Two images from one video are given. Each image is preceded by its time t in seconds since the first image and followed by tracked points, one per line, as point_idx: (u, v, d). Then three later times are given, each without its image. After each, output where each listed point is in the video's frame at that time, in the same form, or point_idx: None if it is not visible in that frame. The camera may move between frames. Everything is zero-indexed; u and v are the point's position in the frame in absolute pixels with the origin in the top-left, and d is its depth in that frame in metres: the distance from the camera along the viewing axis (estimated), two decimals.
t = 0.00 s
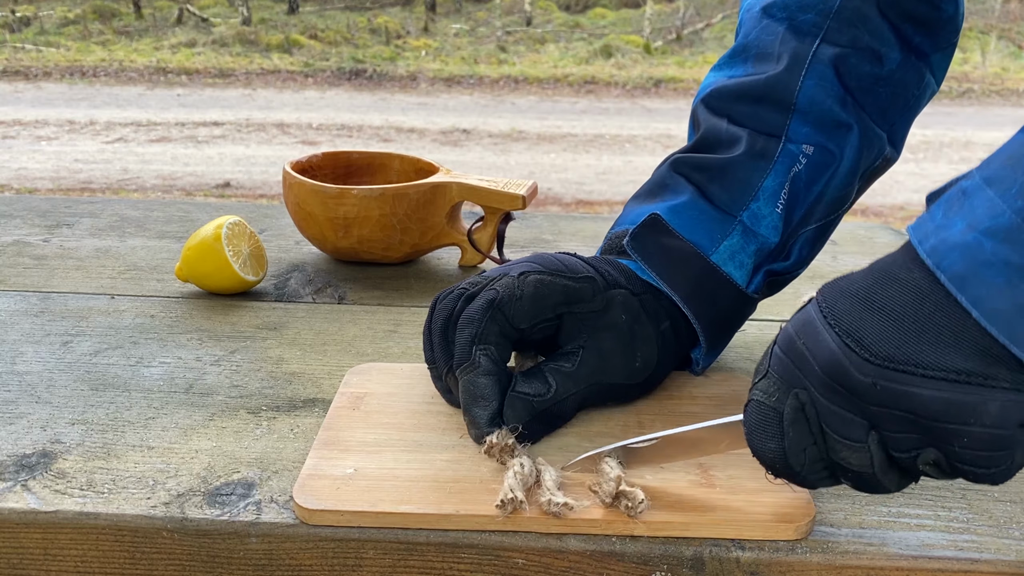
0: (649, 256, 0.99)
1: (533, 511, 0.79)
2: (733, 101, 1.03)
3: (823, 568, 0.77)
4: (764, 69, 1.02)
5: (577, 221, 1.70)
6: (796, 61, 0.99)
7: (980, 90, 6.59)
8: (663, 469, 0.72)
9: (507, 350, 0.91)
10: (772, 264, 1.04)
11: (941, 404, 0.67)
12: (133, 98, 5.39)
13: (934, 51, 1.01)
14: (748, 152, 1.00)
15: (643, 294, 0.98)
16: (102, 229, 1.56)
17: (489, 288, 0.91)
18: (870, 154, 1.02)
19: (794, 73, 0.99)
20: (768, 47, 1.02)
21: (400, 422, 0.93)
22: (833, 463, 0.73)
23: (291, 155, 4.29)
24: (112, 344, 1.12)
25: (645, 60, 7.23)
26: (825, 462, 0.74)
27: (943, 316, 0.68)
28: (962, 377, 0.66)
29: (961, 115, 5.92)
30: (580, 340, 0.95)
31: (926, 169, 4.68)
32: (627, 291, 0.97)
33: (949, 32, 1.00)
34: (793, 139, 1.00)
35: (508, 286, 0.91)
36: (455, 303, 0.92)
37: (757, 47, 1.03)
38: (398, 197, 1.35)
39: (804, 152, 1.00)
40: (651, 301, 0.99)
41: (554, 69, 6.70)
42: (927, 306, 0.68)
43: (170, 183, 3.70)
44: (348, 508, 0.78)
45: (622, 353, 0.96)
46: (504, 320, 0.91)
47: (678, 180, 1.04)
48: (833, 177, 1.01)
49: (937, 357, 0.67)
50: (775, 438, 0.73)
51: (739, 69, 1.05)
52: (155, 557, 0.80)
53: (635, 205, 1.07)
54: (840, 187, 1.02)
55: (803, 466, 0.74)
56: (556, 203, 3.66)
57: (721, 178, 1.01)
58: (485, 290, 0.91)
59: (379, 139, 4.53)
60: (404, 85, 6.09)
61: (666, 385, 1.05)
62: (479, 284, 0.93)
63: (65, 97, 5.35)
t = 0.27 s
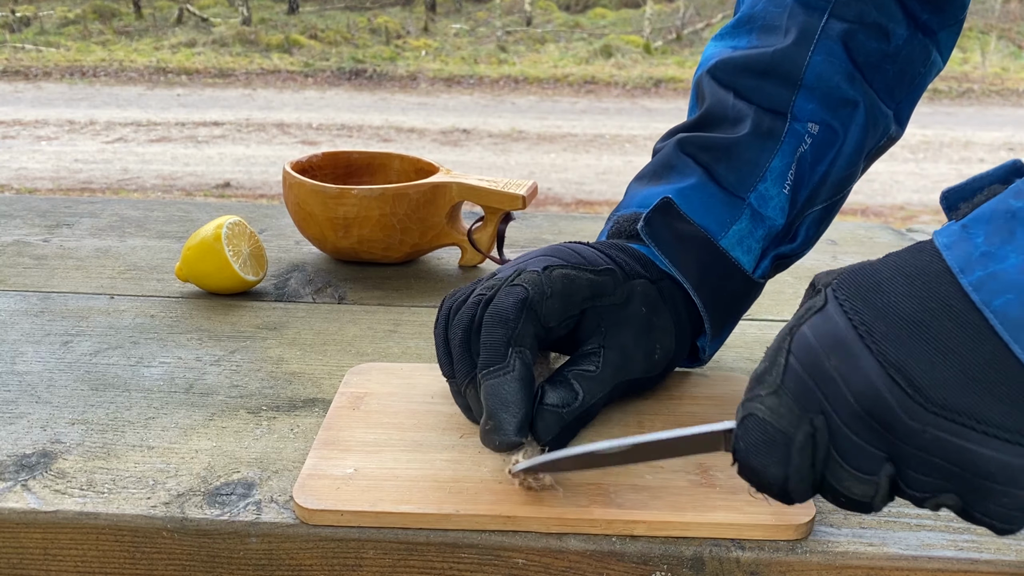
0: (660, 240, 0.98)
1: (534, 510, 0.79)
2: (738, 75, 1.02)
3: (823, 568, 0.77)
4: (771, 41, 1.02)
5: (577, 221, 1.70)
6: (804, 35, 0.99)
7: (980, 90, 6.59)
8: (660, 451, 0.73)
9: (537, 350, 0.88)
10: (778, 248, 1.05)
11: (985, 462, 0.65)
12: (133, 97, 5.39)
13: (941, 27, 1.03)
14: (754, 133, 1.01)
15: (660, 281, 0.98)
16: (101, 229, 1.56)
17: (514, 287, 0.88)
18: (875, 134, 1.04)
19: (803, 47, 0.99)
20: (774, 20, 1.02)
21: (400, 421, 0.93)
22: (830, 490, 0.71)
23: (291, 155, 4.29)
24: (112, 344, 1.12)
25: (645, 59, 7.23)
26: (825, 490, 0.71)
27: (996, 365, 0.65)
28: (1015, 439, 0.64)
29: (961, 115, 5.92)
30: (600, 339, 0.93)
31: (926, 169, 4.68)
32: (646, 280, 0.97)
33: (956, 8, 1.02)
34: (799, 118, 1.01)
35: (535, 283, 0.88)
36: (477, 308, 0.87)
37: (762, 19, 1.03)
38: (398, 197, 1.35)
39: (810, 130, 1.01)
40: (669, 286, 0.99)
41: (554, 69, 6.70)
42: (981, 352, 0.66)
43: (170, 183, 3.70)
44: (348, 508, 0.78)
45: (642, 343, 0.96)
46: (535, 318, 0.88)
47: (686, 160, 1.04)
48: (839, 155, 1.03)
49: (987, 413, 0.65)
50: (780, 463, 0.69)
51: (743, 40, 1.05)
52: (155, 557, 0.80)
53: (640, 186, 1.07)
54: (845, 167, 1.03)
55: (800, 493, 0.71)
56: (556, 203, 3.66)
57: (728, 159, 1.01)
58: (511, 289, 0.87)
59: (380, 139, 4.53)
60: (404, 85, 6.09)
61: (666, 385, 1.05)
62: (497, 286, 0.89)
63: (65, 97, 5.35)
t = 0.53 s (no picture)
0: (652, 246, 0.98)
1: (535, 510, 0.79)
2: (733, 82, 1.02)
3: (823, 568, 0.77)
4: (766, 47, 1.02)
5: (577, 221, 1.70)
6: (799, 41, 0.99)
7: (980, 90, 6.59)
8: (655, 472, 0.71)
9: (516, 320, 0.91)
10: (773, 254, 1.04)
11: (873, 434, 0.68)
12: (133, 98, 5.39)
13: (945, 27, 1.02)
14: (749, 140, 1.01)
15: (648, 286, 0.99)
16: (102, 229, 1.56)
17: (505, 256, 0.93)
18: (870, 139, 1.03)
19: (798, 53, 0.99)
20: (770, 26, 1.02)
21: (400, 422, 0.93)
22: (751, 474, 0.76)
23: (291, 155, 4.29)
24: (112, 344, 1.12)
25: (645, 59, 7.23)
26: (745, 471, 0.76)
27: (902, 351, 0.69)
28: (902, 412, 0.67)
29: (961, 116, 5.92)
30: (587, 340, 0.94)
31: (926, 169, 4.68)
32: (633, 283, 0.97)
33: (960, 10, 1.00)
34: (794, 125, 1.01)
35: (523, 257, 0.93)
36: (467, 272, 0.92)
37: (758, 24, 1.03)
38: (398, 197, 1.35)
39: (804, 137, 1.01)
40: (657, 291, 1.00)
41: (554, 69, 6.70)
42: (881, 339, 0.70)
43: (170, 183, 3.70)
44: (348, 508, 0.78)
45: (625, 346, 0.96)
46: (517, 288, 0.92)
47: (680, 169, 1.04)
48: (834, 160, 1.02)
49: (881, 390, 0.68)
50: (703, 442, 0.76)
51: (738, 45, 1.05)
52: (155, 557, 0.80)
53: (634, 194, 1.07)
54: (839, 173, 1.03)
55: (723, 475, 0.76)
56: (556, 203, 3.66)
57: (721, 167, 1.01)
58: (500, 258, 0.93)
59: (380, 139, 4.53)
60: (404, 85, 6.09)
61: (666, 385, 1.05)
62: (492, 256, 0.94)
63: (65, 97, 5.34)
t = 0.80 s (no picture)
0: (653, 241, 0.98)
1: (535, 511, 0.79)
2: (731, 82, 1.03)
3: (823, 568, 0.77)
4: (762, 49, 1.01)
5: (577, 221, 1.70)
6: (795, 44, 0.99)
7: (980, 90, 6.59)
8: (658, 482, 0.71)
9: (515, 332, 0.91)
10: (772, 250, 1.05)
11: (870, 427, 0.69)
12: (133, 98, 5.39)
13: (932, 37, 1.02)
14: (748, 137, 1.01)
15: (651, 281, 0.98)
16: (102, 229, 1.56)
17: (501, 266, 0.91)
18: (866, 140, 1.03)
19: (794, 55, 0.99)
20: (766, 28, 1.01)
21: (400, 421, 0.93)
22: (753, 474, 0.76)
23: (291, 155, 4.29)
24: (112, 344, 1.12)
25: (645, 59, 7.23)
26: (746, 472, 0.76)
27: (895, 346, 0.70)
28: (897, 405, 0.68)
29: (961, 116, 5.91)
30: (596, 339, 0.94)
31: (926, 169, 4.68)
32: (634, 279, 0.97)
33: (947, 18, 1.00)
34: (792, 124, 1.01)
35: (522, 267, 0.91)
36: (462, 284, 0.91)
37: (753, 27, 1.02)
38: (398, 197, 1.35)
39: (802, 136, 1.01)
40: (659, 285, 0.99)
41: (554, 69, 6.70)
42: (874, 333, 0.71)
43: (170, 183, 3.70)
44: (348, 508, 0.78)
45: (637, 344, 0.96)
46: (516, 299, 0.91)
47: (680, 163, 1.04)
48: (830, 161, 1.02)
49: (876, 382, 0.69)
50: (703, 442, 0.76)
51: (735, 48, 1.04)
52: (155, 557, 0.80)
53: (633, 189, 1.07)
54: (836, 172, 1.03)
55: (724, 475, 0.76)
56: (556, 203, 3.66)
57: (722, 162, 1.01)
58: (497, 268, 0.91)
59: (380, 139, 4.53)
60: (404, 85, 6.09)
61: (666, 385, 1.05)
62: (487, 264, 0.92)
63: (65, 97, 5.34)
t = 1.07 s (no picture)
0: (646, 246, 0.99)
1: (535, 510, 0.79)
2: (715, 91, 1.04)
3: (823, 568, 0.77)
4: (745, 59, 1.04)
5: (577, 221, 1.70)
6: (777, 53, 1.01)
7: (980, 90, 6.59)
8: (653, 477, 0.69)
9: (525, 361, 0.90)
10: (761, 254, 1.06)
11: (816, 423, 0.64)
12: (133, 98, 5.39)
13: (898, 48, 1.06)
14: (736, 143, 1.02)
15: (643, 289, 0.97)
16: (102, 229, 1.56)
17: (496, 297, 0.89)
18: (847, 145, 1.06)
19: (776, 65, 1.01)
20: (747, 39, 1.04)
21: (400, 421, 0.93)
22: (721, 474, 0.72)
23: (291, 155, 4.28)
24: (112, 344, 1.12)
25: (645, 59, 7.23)
26: (715, 471, 0.72)
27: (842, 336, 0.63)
28: (847, 399, 0.63)
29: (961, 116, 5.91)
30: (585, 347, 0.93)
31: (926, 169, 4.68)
32: (627, 288, 0.96)
33: (912, 31, 1.05)
34: (776, 130, 1.03)
35: (516, 294, 0.89)
36: (460, 313, 0.90)
37: (735, 39, 1.05)
38: (398, 197, 1.35)
39: (787, 142, 1.03)
40: (652, 293, 0.97)
41: (554, 69, 6.70)
42: (819, 322, 0.65)
43: (170, 183, 3.70)
44: (348, 508, 0.78)
45: (626, 353, 0.94)
46: (519, 329, 0.89)
47: (669, 170, 1.05)
48: (815, 166, 1.05)
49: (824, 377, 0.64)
50: (665, 443, 0.71)
51: (717, 60, 1.07)
52: (155, 557, 0.80)
53: (622, 197, 1.08)
54: (820, 176, 1.05)
55: (691, 474, 0.72)
56: (556, 203, 3.66)
57: (709, 168, 1.03)
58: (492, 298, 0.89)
59: (380, 139, 4.53)
60: (404, 85, 6.08)
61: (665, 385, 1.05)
62: (482, 291, 0.91)
63: (65, 97, 5.34)
